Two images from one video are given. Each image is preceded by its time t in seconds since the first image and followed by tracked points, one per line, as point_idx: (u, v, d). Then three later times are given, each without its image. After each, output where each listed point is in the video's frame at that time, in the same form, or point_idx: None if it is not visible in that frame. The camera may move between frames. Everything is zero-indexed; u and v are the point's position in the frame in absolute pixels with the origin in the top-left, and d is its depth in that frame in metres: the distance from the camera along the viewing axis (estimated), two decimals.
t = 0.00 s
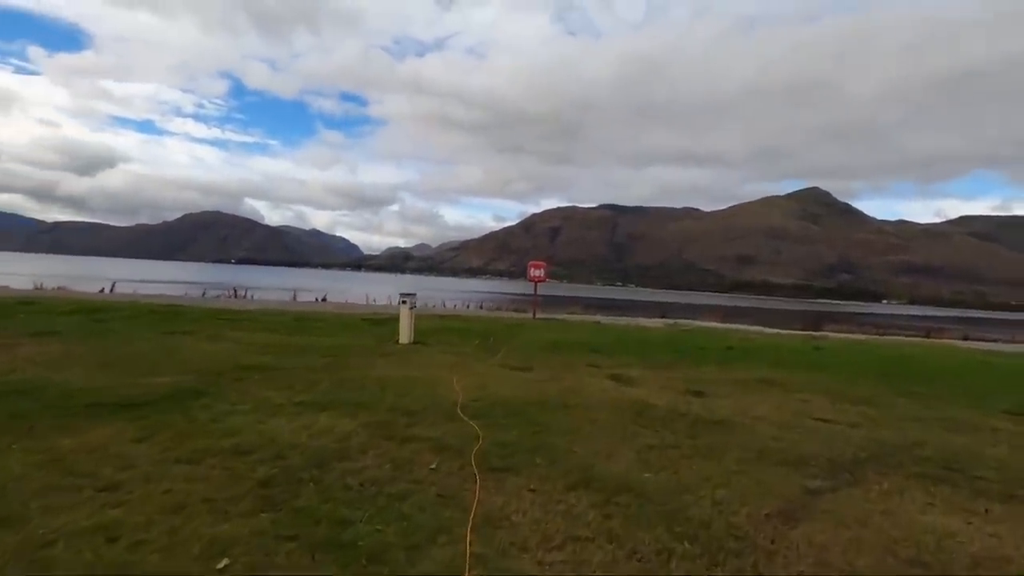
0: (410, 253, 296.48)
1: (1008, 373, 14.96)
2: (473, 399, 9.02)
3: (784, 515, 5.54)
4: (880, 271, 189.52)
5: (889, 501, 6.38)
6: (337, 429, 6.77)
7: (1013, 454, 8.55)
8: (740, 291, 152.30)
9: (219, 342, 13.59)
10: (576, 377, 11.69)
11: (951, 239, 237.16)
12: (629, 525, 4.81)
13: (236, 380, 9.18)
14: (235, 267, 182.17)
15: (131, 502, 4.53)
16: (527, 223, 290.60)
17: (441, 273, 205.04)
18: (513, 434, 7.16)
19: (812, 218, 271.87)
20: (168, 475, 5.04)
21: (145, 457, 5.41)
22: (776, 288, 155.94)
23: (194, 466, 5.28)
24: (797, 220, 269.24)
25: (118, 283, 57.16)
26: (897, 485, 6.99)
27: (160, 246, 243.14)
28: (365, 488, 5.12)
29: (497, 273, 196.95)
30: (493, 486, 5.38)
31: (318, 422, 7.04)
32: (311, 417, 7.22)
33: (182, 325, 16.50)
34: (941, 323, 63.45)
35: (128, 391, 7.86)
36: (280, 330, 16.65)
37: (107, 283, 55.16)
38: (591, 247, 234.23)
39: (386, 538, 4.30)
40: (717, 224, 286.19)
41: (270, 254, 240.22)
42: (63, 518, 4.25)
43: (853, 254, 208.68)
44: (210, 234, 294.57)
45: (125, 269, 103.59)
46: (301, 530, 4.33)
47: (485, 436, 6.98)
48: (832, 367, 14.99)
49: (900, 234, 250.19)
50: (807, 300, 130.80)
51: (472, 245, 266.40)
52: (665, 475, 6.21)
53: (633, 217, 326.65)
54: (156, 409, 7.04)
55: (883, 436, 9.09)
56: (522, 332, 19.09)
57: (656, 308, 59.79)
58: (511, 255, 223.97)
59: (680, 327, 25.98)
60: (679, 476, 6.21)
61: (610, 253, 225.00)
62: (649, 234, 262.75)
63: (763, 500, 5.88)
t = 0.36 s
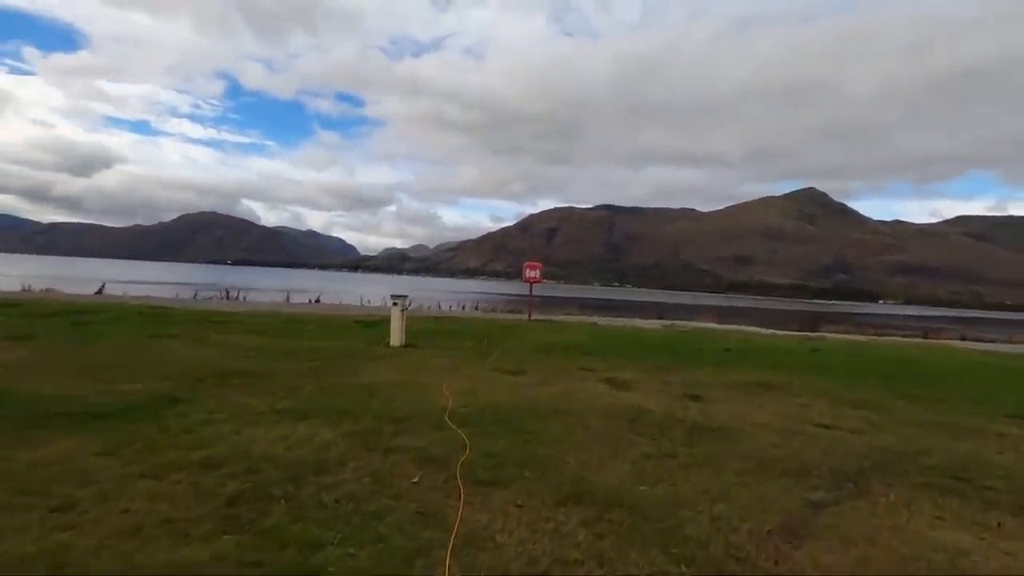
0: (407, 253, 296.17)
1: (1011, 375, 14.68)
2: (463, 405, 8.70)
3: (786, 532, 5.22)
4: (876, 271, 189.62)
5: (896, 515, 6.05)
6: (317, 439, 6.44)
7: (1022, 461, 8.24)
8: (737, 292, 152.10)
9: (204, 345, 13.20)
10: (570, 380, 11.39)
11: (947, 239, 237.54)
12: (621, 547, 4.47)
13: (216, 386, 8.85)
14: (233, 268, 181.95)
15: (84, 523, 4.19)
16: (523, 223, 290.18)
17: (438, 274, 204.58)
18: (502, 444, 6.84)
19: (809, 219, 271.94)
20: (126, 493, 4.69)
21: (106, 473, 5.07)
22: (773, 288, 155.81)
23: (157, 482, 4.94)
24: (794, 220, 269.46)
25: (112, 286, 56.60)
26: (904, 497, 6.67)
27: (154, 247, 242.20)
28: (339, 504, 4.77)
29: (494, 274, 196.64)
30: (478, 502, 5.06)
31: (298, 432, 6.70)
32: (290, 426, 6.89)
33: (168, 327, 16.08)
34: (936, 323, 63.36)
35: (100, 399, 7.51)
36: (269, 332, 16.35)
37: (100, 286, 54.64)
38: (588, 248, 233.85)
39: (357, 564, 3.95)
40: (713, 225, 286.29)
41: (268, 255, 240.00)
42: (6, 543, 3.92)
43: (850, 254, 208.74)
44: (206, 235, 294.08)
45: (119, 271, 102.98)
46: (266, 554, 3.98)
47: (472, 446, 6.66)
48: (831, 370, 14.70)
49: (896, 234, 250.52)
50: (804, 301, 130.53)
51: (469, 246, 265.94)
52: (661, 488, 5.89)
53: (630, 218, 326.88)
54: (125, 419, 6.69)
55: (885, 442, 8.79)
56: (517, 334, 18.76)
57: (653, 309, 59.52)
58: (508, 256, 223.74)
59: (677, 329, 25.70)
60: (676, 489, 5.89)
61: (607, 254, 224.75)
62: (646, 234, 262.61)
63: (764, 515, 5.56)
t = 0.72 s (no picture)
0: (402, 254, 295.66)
1: (1011, 375, 14.42)
2: (449, 409, 8.39)
3: (787, 543, 4.92)
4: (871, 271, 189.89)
5: (901, 525, 5.76)
6: (293, 447, 6.12)
7: None
8: (732, 292, 152.06)
9: (185, 348, 12.82)
10: (562, 383, 11.07)
11: (941, 239, 238.08)
12: (610, 563, 4.17)
13: (192, 391, 8.51)
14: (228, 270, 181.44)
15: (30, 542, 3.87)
16: (518, 224, 290.00)
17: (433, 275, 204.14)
18: (488, 450, 6.52)
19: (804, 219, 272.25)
20: (80, 507, 4.37)
21: (62, 485, 4.75)
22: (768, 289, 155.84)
23: (115, 495, 4.62)
24: (789, 220, 269.55)
25: (102, 288, 56.08)
26: (908, 504, 6.38)
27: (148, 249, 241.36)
28: (310, 518, 4.46)
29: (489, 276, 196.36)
30: (460, 514, 4.76)
31: (273, 439, 6.38)
32: (264, 433, 6.56)
33: (152, 329, 15.70)
34: (930, 323, 63.32)
35: (68, 405, 7.17)
36: (256, 334, 16.01)
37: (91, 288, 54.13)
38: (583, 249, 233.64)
39: None
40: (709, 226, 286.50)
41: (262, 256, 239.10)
42: None
43: (845, 255, 209.00)
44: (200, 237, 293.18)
45: (111, 272, 102.38)
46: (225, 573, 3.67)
47: (456, 453, 6.35)
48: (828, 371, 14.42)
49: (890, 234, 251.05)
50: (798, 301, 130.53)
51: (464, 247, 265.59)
52: (654, 497, 5.59)
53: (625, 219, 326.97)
54: (91, 427, 6.36)
55: (887, 446, 8.50)
56: (509, 335, 18.44)
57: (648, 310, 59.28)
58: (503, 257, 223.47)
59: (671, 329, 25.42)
60: (670, 498, 5.59)
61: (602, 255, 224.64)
62: (641, 235, 262.62)
63: (762, 526, 5.26)
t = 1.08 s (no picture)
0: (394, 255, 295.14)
1: (1003, 376, 14.27)
2: (433, 414, 8.16)
3: (778, 556, 4.70)
4: (862, 272, 190.60)
5: (896, 534, 5.54)
6: (264, 454, 5.87)
7: (1021, 467, 7.77)
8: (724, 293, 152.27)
9: (165, 350, 12.52)
10: (551, 385, 10.83)
11: (931, 240, 239.39)
12: None
13: (165, 395, 8.23)
14: (219, 270, 180.68)
15: None
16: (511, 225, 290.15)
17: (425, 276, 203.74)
18: (470, 457, 6.28)
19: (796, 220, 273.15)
20: (26, 524, 4.10)
21: (13, 500, 4.49)
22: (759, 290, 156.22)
23: (68, 509, 4.36)
24: (781, 221, 270.35)
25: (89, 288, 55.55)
26: (903, 511, 6.17)
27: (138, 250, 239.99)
28: (276, 533, 4.21)
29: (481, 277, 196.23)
30: (435, 527, 4.51)
31: (244, 446, 6.12)
32: (235, 440, 6.29)
33: (133, 330, 15.35)
34: (919, 324, 63.51)
35: (31, 412, 6.88)
36: (240, 335, 15.71)
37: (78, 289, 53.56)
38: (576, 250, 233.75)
39: None
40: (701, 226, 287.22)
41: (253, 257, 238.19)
42: None
43: (836, 255, 209.78)
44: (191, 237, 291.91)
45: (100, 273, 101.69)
46: None
47: (437, 460, 6.11)
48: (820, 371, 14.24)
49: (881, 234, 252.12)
50: (790, 301, 130.82)
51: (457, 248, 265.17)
52: (640, 506, 5.36)
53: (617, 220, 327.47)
54: (52, 435, 6.07)
55: (880, 450, 8.29)
56: (499, 335, 18.18)
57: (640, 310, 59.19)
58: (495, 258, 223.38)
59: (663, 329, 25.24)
60: (657, 509, 5.35)
61: (594, 255, 224.78)
62: (634, 236, 262.99)
63: (752, 536, 5.04)
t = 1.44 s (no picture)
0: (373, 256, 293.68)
1: (977, 375, 14.42)
2: (411, 418, 8.04)
3: (759, 560, 4.64)
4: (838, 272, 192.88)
5: (875, 536, 5.51)
6: (234, 463, 5.72)
7: (995, 466, 7.79)
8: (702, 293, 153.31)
9: (134, 354, 12.24)
10: (531, 387, 10.76)
11: (905, 241, 242.82)
12: None
13: (131, 401, 8.01)
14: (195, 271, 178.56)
15: None
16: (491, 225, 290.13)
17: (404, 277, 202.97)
18: (448, 463, 6.17)
19: (773, 221, 275.80)
20: None
21: None
22: (737, 291, 157.50)
23: (22, 526, 4.20)
24: (759, 222, 272.84)
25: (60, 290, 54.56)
26: (882, 512, 6.15)
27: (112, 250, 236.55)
28: (243, 546, 4.08)
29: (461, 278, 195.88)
30: (411, 538, 4.40)
31: (214, 454, 5.96)
32: (203, 448, 6.12)
33: (103, 334, 15.04)
34: (894, 323, 64.28)
35: None
36: (213, 338, 15.45)
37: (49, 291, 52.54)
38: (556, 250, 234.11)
39: None
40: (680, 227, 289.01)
41: (230, 258, 235.71)
42: None
43: (813, 257, 212.09)
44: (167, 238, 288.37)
45: (71, 274, 99.96)
46: None
47: (414, 466, 5.99)
48: (798, 372, 14.28)
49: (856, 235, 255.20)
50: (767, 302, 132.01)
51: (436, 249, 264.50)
52: (621, 512, 5.28)
53: (596, 221, 328.51)
54: (12, 445, 5.88)
55: (858, 450, 8.30)
56: (478, 336, 18.08)
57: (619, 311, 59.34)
58: (475, 259, 223.14)
59: (642, 329, 25.25)
60: (637, 513, 5.28)
61: (574, 256, 225.33)
62: (614, 236, 263.99)
63: (734, 541, 4.98)
